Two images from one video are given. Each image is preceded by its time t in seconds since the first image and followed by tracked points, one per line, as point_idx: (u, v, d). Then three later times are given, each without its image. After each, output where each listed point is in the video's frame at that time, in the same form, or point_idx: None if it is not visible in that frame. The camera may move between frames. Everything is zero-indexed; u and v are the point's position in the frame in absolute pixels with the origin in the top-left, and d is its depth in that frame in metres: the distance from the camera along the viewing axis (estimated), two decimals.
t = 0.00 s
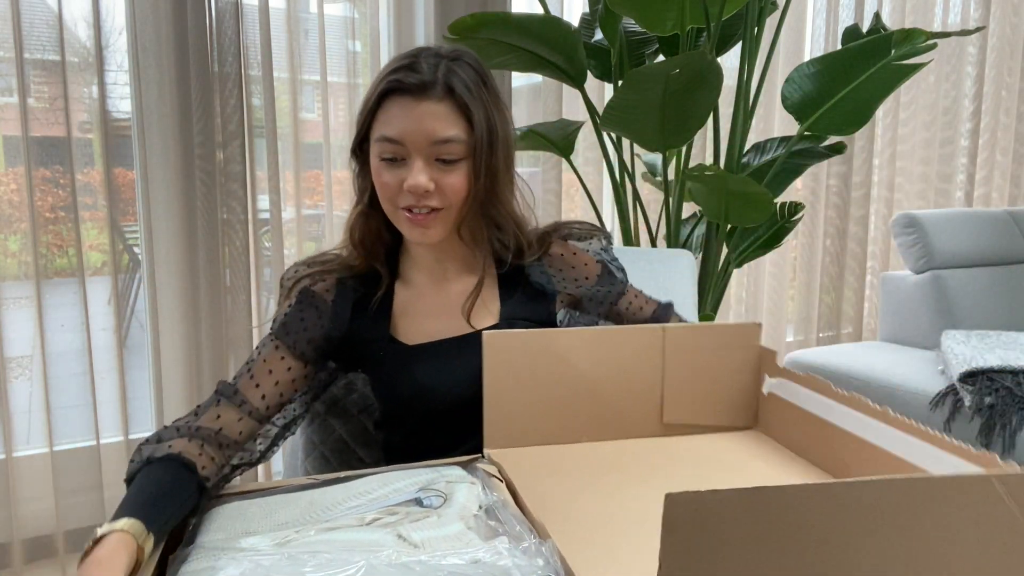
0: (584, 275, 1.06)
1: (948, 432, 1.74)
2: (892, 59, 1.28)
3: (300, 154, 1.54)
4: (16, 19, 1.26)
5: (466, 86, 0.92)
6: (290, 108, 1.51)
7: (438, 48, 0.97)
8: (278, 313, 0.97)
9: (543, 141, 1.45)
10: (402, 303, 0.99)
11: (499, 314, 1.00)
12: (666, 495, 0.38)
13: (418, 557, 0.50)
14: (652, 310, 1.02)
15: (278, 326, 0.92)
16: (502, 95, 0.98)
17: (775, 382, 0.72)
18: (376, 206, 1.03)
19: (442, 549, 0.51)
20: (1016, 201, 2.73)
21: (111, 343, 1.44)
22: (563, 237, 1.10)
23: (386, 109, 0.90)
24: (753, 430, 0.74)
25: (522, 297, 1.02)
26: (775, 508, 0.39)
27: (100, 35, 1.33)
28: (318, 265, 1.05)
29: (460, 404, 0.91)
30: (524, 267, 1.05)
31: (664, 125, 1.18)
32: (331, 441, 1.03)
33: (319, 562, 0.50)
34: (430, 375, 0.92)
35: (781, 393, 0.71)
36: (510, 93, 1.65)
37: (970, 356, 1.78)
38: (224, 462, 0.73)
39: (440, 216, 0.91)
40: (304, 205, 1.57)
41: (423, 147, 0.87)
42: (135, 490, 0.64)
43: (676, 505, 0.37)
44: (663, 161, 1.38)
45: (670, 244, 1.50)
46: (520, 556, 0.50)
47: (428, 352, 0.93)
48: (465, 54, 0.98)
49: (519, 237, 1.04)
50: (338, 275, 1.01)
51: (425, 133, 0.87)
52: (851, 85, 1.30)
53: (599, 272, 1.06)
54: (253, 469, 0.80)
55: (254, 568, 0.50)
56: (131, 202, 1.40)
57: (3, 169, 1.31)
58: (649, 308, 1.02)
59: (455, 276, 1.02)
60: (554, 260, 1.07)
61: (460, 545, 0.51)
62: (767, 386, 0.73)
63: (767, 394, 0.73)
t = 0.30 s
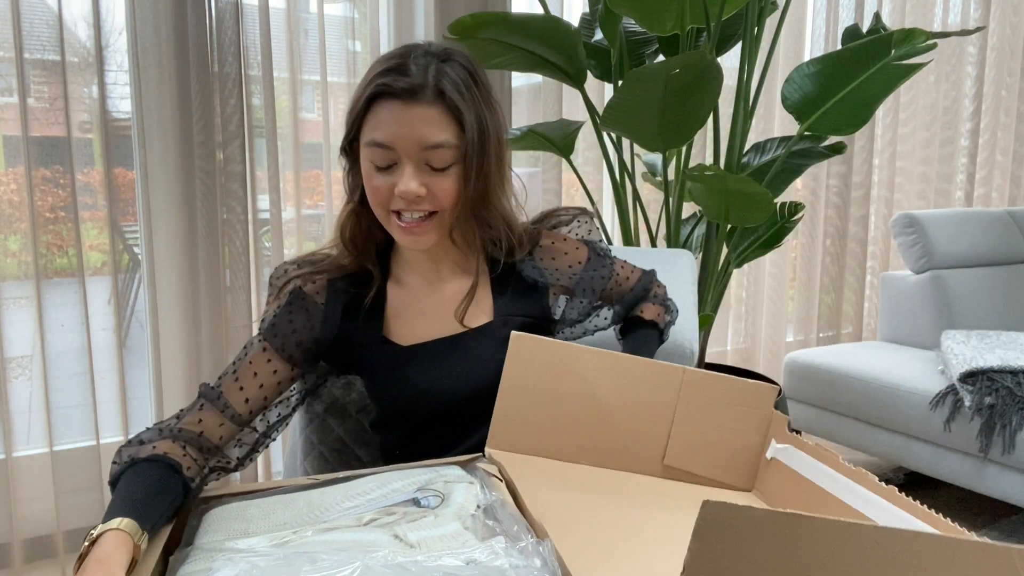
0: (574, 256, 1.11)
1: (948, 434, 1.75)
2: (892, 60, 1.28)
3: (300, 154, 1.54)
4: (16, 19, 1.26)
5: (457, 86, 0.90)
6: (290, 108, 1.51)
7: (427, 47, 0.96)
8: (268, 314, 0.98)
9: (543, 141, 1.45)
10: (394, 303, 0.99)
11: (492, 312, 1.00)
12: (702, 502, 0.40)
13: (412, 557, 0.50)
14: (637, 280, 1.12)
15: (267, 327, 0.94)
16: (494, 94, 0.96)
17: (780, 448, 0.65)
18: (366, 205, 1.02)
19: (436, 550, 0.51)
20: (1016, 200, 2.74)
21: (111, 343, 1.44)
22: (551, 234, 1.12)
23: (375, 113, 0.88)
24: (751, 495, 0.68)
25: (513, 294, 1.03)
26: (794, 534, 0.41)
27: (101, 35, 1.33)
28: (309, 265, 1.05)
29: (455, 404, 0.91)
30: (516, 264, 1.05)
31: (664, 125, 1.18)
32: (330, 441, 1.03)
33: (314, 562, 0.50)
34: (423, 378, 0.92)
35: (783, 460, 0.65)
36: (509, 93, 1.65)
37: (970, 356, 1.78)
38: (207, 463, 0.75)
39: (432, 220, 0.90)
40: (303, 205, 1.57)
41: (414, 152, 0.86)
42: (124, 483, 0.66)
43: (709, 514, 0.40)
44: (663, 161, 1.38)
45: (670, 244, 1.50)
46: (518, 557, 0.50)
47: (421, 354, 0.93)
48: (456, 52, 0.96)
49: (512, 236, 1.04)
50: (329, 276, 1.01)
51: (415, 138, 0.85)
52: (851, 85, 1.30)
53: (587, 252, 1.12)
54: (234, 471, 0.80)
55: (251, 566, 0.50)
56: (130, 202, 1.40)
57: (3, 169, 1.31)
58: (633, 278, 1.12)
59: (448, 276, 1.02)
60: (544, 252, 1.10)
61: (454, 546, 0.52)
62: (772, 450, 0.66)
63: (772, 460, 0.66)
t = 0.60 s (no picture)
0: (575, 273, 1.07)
1: (948, 433, 1.75)
2: (891, 60, 1.28)
3: (300, 154, 1.54)
4: (16, 20, 1.26)
5: (465, 91, 0.90)
6: (290, 108, 1.51)
7: (438, 50, 0.96)
8: (267, 312, 0.98)
9: (543, 141, 1.45)
10: (389, 301, 0.99)
11: (487, 316, 0.99)
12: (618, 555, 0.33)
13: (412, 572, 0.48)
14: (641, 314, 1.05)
15: (265, 324, 0.94)
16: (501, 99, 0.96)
17: (884, 454, 0.56)
18: (366, 202, 1.03)
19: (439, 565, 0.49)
20: (1016, 200, 2.74)
21: (111, 343, 1.44)
22: (555, 238, 1.10)
23: (384, 116, 0.88)
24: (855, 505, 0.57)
25: (513, 296, 1.01)
26: None
27: (101, 34, 1.33)
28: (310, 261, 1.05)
29: (449, 403, 0.92)
30: (514, 268, 1.04)
31: (664, 125, 1.18)
32: (329, 441, 1.03)
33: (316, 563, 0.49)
34: (419, 377, 0.92)
35: (887, 468, 0.55)
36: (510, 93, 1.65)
37: (969, 356, 1.78)
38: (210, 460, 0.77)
39: (435, 223, 0.90)
40: (303, 205, 1.57)
41: (422, 155, 0.86)
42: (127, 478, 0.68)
43: None
44: (663, 161, 1.38)
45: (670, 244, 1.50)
46: None
47: (417, 351, 0.93)
48: (463, 56, 0.96)
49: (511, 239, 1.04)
50: (326, 272, 1.02)
51: (424, 142, 0.85)
52: (850, 86, 1.30)
53: (586, 272, 1.07)
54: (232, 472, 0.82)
55: (259, 557, 0.50)
56: (130, 202, 1.40)
57: (3, 169, 1.31)
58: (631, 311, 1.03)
59: (444, 276, 1.02)
60: (543, 259, 1.08)
61: (459, 561, 0.49)
62: (876, 456, 0.57)
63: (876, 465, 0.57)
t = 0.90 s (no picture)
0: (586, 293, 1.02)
1: (949, 433, 1.75)
2: (891, 59, 1.27)
3: (300, 154, 1.54)
4: (17, 20, 1.26)
5: (476, 96, 0.90)
6: (290, 108, 1.51)
7: (450, 54, 0.95)
8: (280, 309, 1.03)
9: (543, 141, 1.45)
10: (389, 300, 1.00)
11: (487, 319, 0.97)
12: None
13: None
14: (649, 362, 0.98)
15: (281, 324, 0.99)
16: (511, 104, 0.96)
17: None
18: (372, 202, 1.03)
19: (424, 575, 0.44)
20: (1016, 200, 2.74)
21: (111, 343, 1.44)
22: (565, 247, 1.07)
23: (393, 118, 0.88)
24: None
25: (512, 302, 0.99)
26: None
27: (101, 34, 1.33)
28: (321, 257, 1.08)
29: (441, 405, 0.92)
30: (519, 275, 1.02)
31: (664, 125, 1.18)
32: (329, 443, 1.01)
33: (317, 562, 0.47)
34: (418, 375, 0.92)
35: None
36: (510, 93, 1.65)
37: (969, 356, 1.78)
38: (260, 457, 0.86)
39: (442, 226, 0.90)
40: (304, 205, 1.57)
41: (431, 158, 0.85)
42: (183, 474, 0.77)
43: None
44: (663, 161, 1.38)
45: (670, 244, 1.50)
46: None
47: (408, 350, 0.93)
48: (475, 61, 0.95)
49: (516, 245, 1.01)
50: (333, 271, 1.05)
51: (433, 145, 0.85)
52: (850, 86, 1.31)
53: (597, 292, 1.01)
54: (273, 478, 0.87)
55: (280, 543, 0.50)
56: (130, 202, 1.40)
57: (3, 169, 1.31)
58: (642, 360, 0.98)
59: (446, 276, 1.02)
60: (549, 270, 1.04)
61: None
62: None
63: None
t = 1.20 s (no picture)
0: (595, 311, 0.98)
1: (948, 434, 1.75)
2: (892, 59, 1.27)
3: (300, 154, 1.54)
4: (16, 20, 1.26)
5: (483, 105, 0.89)
6: (290, 108, 1.51)
7: (459, 60, 0.94)
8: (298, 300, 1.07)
9: (543, 141, 1.45)
10: (399, 300, 1.02)
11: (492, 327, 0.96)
12: None
13: None
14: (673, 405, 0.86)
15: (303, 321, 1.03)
16: (520, 111, 0.94)
17: None
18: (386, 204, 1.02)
19: None
20: (1016, 200, 2.74)
21: (111, 343, 1.44)
22: (580, 258, 1.03)
23: (400, 128, 0.87)
24: None
25: (517, 312, 0.98)
26: None
27: (101, 34, 1.33)
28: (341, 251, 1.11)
29: (444, 408, 0.92)
30: (527, 284, 1.00)
31: (664, 125, 1.18)
32: (332, 441, 1.05)
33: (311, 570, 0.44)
34: (423, 377, 0.93)
35: None
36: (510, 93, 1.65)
37: (969, 356, 1.78)
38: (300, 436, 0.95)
39: (448, 236, 0.90)
40: (304, 205, 1.57)
41: (436, 171, 0.85)
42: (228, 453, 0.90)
43: None
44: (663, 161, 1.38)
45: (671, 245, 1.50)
46: None
47: (414, 352, 0.94)
48: (486, 69, 0.93)
49: (526, 256, 0.99)
50: (349, 268, 1.07)
51: (438, 158, 0.84)
52: (850, 86, 1.31)
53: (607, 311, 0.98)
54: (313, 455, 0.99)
55: (302, 535, 0.48)
56: (130, 202, 1.40)
57: (3, 169, 1.31)
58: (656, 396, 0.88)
59: (455, 279, 1.01)
60: (561, 281, 1.01)
61: None
62: None
63: None
